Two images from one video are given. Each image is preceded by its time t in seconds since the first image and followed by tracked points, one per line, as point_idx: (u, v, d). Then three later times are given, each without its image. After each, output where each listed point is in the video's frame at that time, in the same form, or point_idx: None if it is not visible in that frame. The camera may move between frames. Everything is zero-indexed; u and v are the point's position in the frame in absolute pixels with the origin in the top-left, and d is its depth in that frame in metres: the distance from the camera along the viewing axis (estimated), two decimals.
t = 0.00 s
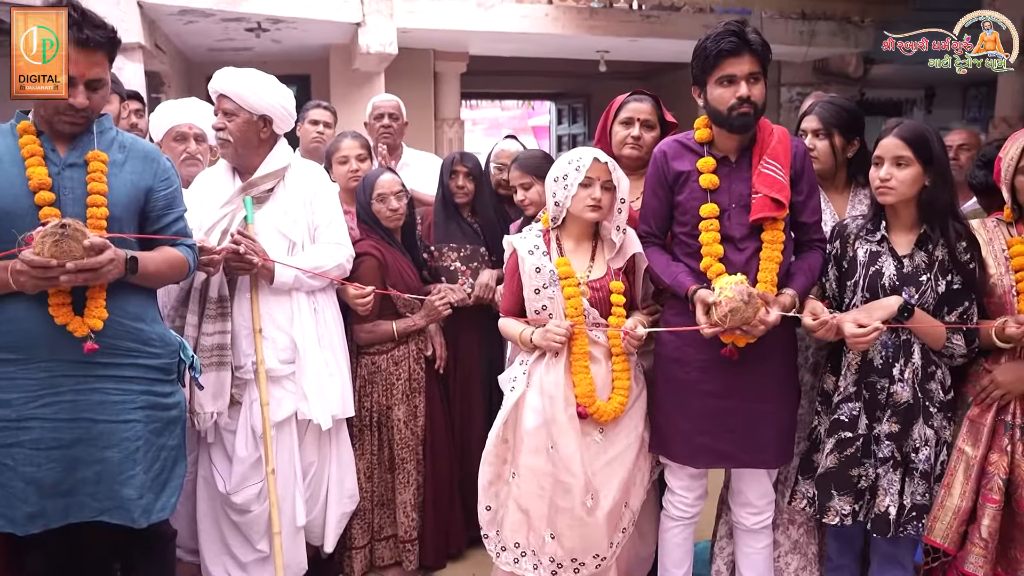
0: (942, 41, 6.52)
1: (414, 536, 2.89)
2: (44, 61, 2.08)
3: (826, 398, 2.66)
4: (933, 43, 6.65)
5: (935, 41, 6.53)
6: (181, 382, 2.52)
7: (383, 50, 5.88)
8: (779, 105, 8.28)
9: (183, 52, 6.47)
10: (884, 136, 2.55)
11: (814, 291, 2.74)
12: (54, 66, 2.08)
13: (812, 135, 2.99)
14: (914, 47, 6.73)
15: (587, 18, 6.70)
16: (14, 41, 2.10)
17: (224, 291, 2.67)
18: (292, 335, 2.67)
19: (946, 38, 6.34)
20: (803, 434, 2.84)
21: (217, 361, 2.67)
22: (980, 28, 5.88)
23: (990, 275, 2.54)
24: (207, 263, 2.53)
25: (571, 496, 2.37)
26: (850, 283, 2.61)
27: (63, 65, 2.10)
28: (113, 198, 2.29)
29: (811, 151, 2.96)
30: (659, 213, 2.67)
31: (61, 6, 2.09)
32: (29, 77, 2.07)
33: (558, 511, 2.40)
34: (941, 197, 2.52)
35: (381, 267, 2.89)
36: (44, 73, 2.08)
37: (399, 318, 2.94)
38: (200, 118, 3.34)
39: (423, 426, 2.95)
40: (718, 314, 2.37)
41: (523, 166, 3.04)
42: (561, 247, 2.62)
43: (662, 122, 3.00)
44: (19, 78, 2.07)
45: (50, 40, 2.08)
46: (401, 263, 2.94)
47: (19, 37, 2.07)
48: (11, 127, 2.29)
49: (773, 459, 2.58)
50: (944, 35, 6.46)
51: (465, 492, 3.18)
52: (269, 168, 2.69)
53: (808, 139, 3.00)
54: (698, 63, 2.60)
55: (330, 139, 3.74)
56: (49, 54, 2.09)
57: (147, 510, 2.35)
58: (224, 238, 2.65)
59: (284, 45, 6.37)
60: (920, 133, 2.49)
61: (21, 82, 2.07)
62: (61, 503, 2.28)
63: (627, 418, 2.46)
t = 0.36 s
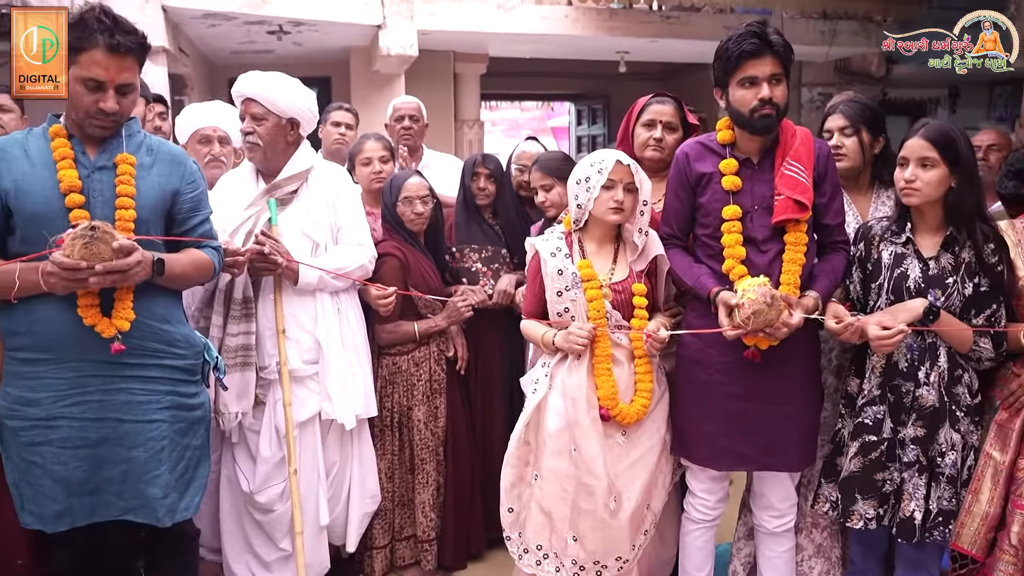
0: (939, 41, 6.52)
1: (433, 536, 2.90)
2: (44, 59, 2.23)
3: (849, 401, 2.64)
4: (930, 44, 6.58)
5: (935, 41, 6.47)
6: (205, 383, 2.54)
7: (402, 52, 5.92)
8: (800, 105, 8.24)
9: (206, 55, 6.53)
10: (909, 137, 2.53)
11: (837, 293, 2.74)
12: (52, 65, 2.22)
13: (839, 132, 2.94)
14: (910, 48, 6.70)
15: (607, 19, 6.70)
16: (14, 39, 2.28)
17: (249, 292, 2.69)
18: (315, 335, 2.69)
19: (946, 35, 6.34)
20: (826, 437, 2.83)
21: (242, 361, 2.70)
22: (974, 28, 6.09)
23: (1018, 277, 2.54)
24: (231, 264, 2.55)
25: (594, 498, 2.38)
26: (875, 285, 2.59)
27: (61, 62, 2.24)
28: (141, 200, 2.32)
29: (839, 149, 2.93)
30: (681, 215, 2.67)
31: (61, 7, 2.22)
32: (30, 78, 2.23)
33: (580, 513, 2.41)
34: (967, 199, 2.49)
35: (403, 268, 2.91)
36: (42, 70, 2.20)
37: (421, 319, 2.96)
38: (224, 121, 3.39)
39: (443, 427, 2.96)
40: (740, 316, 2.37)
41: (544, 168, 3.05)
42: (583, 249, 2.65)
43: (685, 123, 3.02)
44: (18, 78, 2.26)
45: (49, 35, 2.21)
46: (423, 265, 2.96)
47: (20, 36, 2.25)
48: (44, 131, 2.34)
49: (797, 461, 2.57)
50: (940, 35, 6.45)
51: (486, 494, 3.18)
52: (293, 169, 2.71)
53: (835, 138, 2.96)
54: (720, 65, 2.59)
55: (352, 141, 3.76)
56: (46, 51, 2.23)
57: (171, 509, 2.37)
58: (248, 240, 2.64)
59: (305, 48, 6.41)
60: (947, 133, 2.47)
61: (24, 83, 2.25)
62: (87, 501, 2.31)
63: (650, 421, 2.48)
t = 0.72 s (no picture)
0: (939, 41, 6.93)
1: (461, 542, 2.92)
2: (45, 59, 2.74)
3: (881, 413, 2.62)
4: (930, 43, 6.97)
5: (934, 41, 6.89)
6: (236, 387, 2.57)
7: (433, 58, 5.94)
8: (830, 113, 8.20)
9: (238, 61, 6.63)
10: (948, 147, 2.52)
11: (870, 304, 2.73)
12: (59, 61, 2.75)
13: (887, 139, 2.92)
14: (911, 47, 7.06)
15: (635, 26, 6.72)
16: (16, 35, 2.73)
17: (279, 296, 2.70)
18: (345, 339, 2.71)
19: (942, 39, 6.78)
20: (857, 449, 2.81)
21: (272, 365, 2.70)
22: (972, 28, 6.68)
23: None
24: (263, 268, 2.55)
25: (623, 508, 2.42)
26: (908, 296, 2.58)
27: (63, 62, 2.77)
28: (177, 205, 2.36)
29: (894, 153, 2.90)
30: (711, 224, 2.66)
31: (60, 9, 2.71)
32: (30, 78, 2.72)
33: (609, 522, 2.45)
34: (1006, 210, 2.47)
35: (431, 273, 2.93)
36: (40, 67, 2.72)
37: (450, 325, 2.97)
38: (258, 126, 3.44)
39: (471, 433, 2.97)
40: (770, 326, 2.35)
41: (575, 174, 3.06)
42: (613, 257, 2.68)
43: (715, 133, 3.01)
44: (19, 79, 2.73)
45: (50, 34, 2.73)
46: (452, 271, 2.98)
47: (21, 37, 2.69)
48: (85, 137, 2.40)
49: (826, 473, 2.55)
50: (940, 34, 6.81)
51: (513, 500, 3.18)
52: (324, 175, 2.74)
53: (884, 145, 2.93)
54: (752, 74, 2.58)
55: (381, 147, 3.79)
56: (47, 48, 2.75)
57: (202, 510, 2.39)
58: (280, 245, 2.63)
59: (336, 54, 6.48)
60: (987, 143, 2.45)
61: (24, 82, 2.73)
62: (123, 500, 2.35)
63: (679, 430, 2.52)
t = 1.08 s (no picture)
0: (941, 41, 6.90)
1: (492, 546, 2.90)
2: (44, 61, 4.08)
3: (919, 422, 2.58)
4: (929, 43, 6.90)
5: (934, 41, 6.88)
6: (271, 389, 2.59)
7: (464, 63, 6.01)
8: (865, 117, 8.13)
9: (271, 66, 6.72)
10: (990, 152, 2.46)
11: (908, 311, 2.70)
12: (48, 65, 4.06)
13: (927, 144, 2.87)
14: (912, 47, 6.90)
15: (667, 31, 6.77)
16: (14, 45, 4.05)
17: (313, 300, 2.72)
18: (377, 342, 2.72)
19: (943, 37, 6.82)
20: (893, 458, 2.77)
21: (306, 369, 2.73)
22: (973, 28, 6.68)
23: None
24: (298, 271, 2.58)
25: (657, 515, 2.48)
26: (948, 304, 2.54)
27: (55, 64, 4.09)
28: (214, 209, 2.39)
29: (932, 160, 2.85)
30: (745, 230, 2.65)
31: (59, 15, 4.26)
32: (30, 78, 3.98)
33: (642, 529, 2.51)
34: None
35: (464, 278, 2.93)
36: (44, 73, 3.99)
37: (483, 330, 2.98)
38: (293, 130, 3.53)
39: (502, 437, 2.97)
40: (805, 334, 2.33)
41: (609, 179, 3.05)
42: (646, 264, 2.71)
43: (748, 138, 2.99)
44: (19, 80, 3.97)
45: (49, 39, 4.15)
46: (485, 277, 2.98)
47: (26, 41, 4.09)
48: (125, 141, 2.44)
49: (863, 483, 2.51)
50: (939, 33, 6.77)
51: (543, 504, 3.18)
52: (357, 179, 2.75)
53: (924, 150, 2.87)
54: (788, 79, 2.55)
55: (412, 151, 3.80)
56: (45, 52, 4.11)
57: (236, 511, 2.42)
58: (315, 249, 2.66)
59: (368, 59, 6.54)
60: None
61: (24, 82, 3.98)
62: (159, 500, 2.38)
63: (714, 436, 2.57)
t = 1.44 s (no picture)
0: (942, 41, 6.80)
1: (518, 547, 2.89)
2: (43, 60, 4.67)
3: (954, 426, 2.55)
4: (929, 43, 6.66)
5: (934, 41, 6.69)
6: (300, 387, 2.60)
7: (492, 63, 6.00)
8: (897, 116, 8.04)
9: (299, 66, 6.78)
10: None
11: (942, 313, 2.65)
12: (48, 65, 4.67)
13: (980, 141, 2.79)
14: (912, 47, 6.63)
15: (696, 30, 6.77)
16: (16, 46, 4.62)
17: (336, 299, 2.75)
18: (403, 342, 2.73)
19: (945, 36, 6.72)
20: (927, 463, 2.73)
21: (328, 367, 2.73)
22: (973, 28, 6.55)
23: None
24: (326, 270, 2.59)
25: (685, 518, 2.50)
26: (984, 306, 2.49)
27: (54, 62, 4.70)
28: (245, 209, 2.41)
29: (988, 157, 2.78)
30: (775, 231, 2.62)
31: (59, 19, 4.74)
32: (31, 78, 4.62)
33: (670, 532, 2.53)
34: None
35: (491, 278, 2.93)
36: (44, 74, 4.63)
37: (510, 330, 2.97)
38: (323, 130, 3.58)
39: (529, 437, 2.97)
40: (836, 336, 2.30)
41: (637, 179, 3.04)
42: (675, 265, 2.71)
43: (779, 137, 2.96)
44: (19, 78, 4.62)
45: (48, 39, 4.69)
46: (513, 279, 2.98)
47: (25, 40, 4.63)
48: (158, 142, 2.48)
49: (896, 487, 2.47)
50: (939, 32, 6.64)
51: (570, 505, 3.18)
52: (384, 179, 2.76)
53: (978, 147, 2.79)
54: (820, 81, 2.51)
55: (438, 151, 3.81)
56: (45, 52, 4.69)
57: (265, 508, 2.44)
58: (340, 246, 2.70)
59: (396, 60, 6.57)
60: None
61: (25, 81, 4.63)
62: (189, 496, 2.41)
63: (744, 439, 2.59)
